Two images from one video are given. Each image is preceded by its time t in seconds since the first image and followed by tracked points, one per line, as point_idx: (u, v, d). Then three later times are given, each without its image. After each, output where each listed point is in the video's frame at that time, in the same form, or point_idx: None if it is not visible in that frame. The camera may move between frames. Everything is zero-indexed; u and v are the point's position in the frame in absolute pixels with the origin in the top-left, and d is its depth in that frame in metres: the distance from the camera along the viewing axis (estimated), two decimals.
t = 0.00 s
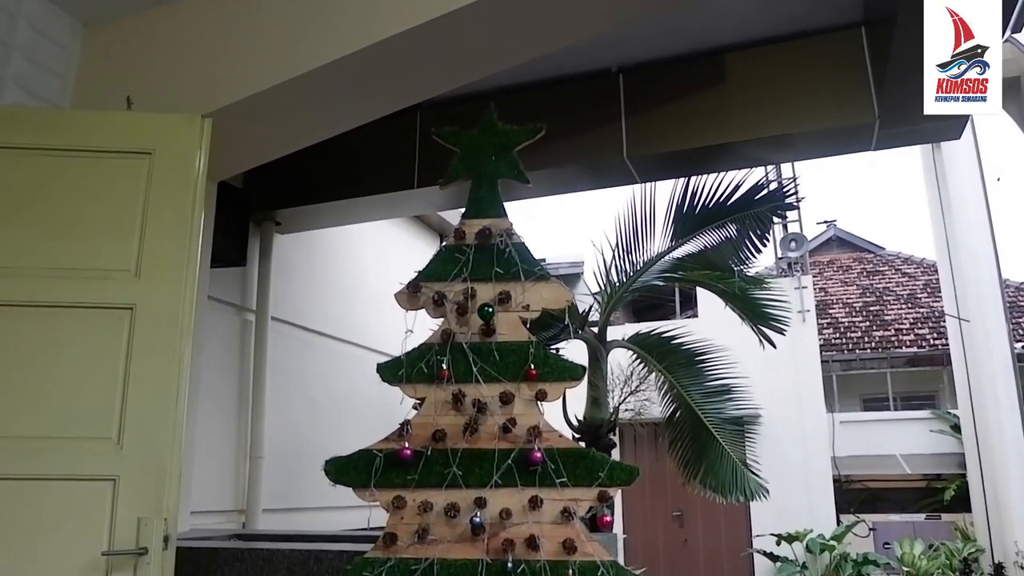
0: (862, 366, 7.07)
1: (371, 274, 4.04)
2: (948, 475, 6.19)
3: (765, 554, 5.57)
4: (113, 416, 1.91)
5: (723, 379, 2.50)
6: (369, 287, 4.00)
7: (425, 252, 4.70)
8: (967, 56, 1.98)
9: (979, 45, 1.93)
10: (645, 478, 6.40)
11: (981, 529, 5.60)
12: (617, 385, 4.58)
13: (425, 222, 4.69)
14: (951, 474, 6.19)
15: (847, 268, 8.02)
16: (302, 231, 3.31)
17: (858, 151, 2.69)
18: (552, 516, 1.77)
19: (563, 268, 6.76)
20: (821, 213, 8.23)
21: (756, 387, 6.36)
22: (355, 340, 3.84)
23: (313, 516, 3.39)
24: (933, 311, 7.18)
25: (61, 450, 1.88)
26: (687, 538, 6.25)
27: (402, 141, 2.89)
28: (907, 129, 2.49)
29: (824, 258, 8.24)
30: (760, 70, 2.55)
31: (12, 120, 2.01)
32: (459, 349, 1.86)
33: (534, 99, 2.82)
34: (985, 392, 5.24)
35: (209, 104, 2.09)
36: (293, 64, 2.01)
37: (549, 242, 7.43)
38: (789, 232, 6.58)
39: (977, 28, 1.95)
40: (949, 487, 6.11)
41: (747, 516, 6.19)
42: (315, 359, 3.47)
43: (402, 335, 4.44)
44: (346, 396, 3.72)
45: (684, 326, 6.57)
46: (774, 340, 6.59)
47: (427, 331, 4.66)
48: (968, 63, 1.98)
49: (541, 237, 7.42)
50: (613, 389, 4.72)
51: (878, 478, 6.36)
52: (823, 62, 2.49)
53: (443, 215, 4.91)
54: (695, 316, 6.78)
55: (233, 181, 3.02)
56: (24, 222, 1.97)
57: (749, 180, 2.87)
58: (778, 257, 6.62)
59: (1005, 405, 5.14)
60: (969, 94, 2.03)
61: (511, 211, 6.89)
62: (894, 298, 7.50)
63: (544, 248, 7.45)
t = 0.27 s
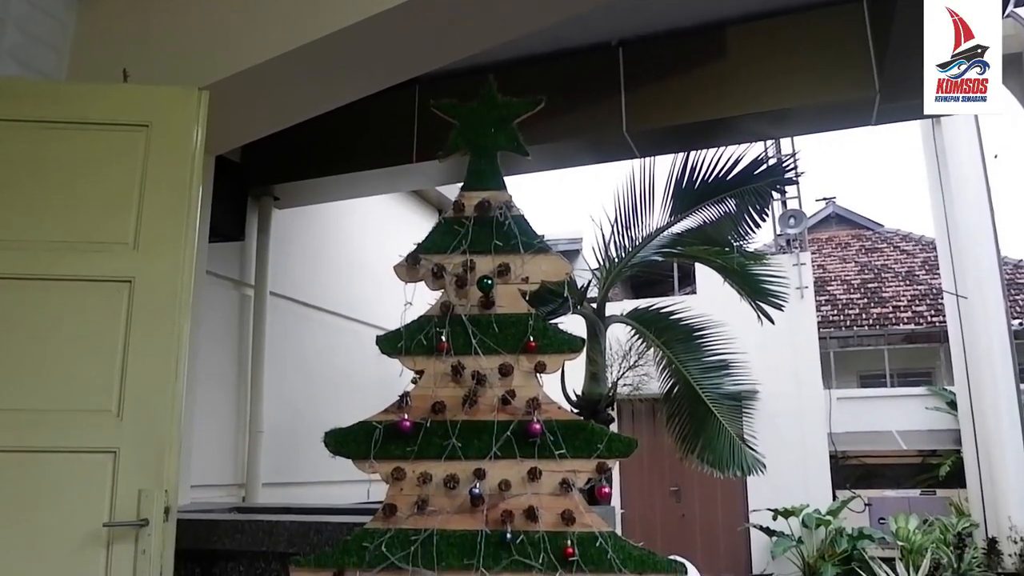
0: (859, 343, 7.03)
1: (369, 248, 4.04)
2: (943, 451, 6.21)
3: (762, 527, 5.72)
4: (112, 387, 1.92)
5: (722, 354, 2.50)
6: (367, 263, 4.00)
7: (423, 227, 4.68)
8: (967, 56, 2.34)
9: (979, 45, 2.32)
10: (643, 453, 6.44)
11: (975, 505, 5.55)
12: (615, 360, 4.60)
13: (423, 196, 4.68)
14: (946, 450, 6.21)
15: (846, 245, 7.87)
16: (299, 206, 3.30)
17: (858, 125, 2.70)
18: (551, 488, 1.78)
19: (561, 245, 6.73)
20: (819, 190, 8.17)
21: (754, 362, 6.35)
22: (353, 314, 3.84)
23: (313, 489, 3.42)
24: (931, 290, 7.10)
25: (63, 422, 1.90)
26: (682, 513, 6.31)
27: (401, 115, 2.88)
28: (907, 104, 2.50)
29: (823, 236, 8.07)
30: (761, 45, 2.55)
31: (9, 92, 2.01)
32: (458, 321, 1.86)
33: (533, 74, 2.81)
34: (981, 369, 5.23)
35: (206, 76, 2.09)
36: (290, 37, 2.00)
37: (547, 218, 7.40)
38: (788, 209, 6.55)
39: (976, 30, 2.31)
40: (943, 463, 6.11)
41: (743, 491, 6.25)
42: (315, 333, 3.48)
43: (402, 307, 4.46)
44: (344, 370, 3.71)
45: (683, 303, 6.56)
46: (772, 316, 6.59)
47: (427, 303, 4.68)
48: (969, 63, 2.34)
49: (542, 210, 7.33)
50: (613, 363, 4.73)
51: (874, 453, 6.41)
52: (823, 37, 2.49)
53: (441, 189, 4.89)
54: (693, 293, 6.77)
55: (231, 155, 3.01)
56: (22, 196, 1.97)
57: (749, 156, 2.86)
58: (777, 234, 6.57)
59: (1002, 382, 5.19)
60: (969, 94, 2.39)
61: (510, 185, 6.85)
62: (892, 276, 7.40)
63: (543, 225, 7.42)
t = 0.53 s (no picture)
0: (858, 321, 6.95)
1: (369, 225, 4.03)
2: (941, 428, 6.19)
3: (760, 504, 5.75)
4: (113, 361, 1.94)
5: (720, 331, 2.48)
6: (367, 240, 3.99)
7: (423, 203, 4.66)
8: (966, 57, 2.28)
9: (978, 46, 2.23)
10: (642, 431, 6.45)
11: (973, 481, 5.59)
12: (615, 336, 4.60)
13: (422, 172, 4.65)
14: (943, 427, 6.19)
15: (845, 223, 7.74)
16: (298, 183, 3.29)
17: (859, 101, 2.70)
18: (550, 462, 1.78)
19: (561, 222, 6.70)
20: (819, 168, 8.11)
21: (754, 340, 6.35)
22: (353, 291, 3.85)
23: (314, 465, 3.44)
24: (931, 267, 7.07)
25: (65, 397, 1.92)
26: (682, 490, 6.33)
27: (400, 90, 2.87)
28: (908, 80, 2.50)
29: (823, 213, 7.91)
30: (761, 19, 2.54)
31: (7, 67, 2.01)
32: (457, 296, 1.86)
33: (532, 49, 2.80)
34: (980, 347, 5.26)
35: (204, 51, 2.08)
36: (286, 10, 1.99)
37: (547, 195, 7.34)
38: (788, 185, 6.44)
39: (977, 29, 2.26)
40: (941, 440, 6.08)
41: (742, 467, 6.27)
42: (314, 309, 3.48)
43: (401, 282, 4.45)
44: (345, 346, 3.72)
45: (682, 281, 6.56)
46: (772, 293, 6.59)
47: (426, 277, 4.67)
48: (967, 64, 2.29)
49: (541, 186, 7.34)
50: (612, 340, 4.73)
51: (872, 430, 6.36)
52: (824, 11, 2.48)
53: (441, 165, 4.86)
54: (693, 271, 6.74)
55: (230, 130, 3.01)
56: (21, 171, 1.98)
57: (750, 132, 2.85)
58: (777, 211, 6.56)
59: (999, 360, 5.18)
60: (969, 94, 2.32)
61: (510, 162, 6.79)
62: (892, 253, 7.33)
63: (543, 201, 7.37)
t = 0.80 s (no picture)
0: (859, 296, 6.96)
1: (366, 203, 4.01)
2: (941, 403, 6.18)
3: (760, 479, 5.80)
4: (114, 337, 1.95)
5: (721, 305, 2.48)
6: (366, 217, 3.98)
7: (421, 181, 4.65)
8: (966, 57, 2.26)
9: (978, 46, 2.23)
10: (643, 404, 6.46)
11: (971, 455, 5.60)
12: (616, 311, 4.62)
13: (420, 149, 4.63)
14: (943, 402, 6.18)
15: (845, 200, 7.61)
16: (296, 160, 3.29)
17: (859, 72, 2.70)
18: (551, 434, 1.79)
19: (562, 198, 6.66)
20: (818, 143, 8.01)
21: (754, 315, 6.32)
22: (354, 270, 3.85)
23: (317, 443, 3.45)
24: (932, 242, 7.03)
25: (66, 373, 1.92)
26: (682, 464, 6.35)
27: (399, 66, 2.86)
28: (909, 52, 2.51)
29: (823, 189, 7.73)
30: None
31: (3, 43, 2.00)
32: (458, 268, 1.86)
33: (531, 24, 2.78)
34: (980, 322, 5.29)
35: (201, 25, 2.07)
36: None
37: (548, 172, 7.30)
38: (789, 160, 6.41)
39: (977, 29, 2.23)
40: (940, 415, 6.09)
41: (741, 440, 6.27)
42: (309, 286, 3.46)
43: (402, 255, 4.44)
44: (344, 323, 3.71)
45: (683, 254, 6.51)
46: (772, 269, 6.54)
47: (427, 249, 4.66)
48: (968, 64, 2.27)
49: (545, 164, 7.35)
50: (613, 316, 4.73)
51: (871, 406, 6.34)
52: None
53: (438, 142, 4.83)
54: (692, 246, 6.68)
55: (228, 108, 3.00)
56: (19, 148, 1.98)
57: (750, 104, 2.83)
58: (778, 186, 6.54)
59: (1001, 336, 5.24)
60: (970, 94, 2.28)
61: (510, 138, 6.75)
62: (893, 229, 7.29)
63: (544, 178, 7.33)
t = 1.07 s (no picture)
0: (858, 258, 6.89)
1: (364, 163, 3.99)
2: (936, 363, 6.16)
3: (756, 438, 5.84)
4: (112, 289, 1.95)
5: (719, 265, 2.48)
6: (364, 175, 3.96)
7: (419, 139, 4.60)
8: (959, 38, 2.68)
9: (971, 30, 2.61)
10: (640, 363, 6.45)
11: (965, 416, 5.57)
12: (615, 269, 4.61)
13: (417, 107, 4.57)
14: (938, 362, 6.18)
15: (846, 160, 7.48)
16: (295, 115, 3.28)
17: (862, 30, 2.68)
18: (549, 386, 1.80)
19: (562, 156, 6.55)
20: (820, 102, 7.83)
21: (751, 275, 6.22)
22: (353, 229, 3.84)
23: (315, 399, 3.48)
24: (932, 204, 6.94)
25: (64, 325, 1.93)
26: (678, 423, 6.36)
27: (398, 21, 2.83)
28: (912, 9, 2.49)
29: (823, 150, 7.63)
30: None
31: None
32: (456, 221, 1.86)
33: None
34: (978, 287, 5.36)
35: None
36: None
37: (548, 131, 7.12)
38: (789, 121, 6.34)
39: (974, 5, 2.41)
40: (935, 377, 6.14)
41: (739, 400, 6.27)
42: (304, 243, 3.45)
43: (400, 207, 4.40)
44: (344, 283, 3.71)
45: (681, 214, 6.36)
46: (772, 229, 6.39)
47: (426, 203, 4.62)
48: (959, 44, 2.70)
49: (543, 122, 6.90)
50: (611, 273, 4.72)
51: (866, 366, 6.36)
52: None
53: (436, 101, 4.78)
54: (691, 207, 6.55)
55: (225, 62, 2.98)
56: (17, 99, 1.97)
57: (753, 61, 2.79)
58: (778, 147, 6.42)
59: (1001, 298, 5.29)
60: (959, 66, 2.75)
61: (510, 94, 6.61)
62: (893, 190, 7.18)
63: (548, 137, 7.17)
